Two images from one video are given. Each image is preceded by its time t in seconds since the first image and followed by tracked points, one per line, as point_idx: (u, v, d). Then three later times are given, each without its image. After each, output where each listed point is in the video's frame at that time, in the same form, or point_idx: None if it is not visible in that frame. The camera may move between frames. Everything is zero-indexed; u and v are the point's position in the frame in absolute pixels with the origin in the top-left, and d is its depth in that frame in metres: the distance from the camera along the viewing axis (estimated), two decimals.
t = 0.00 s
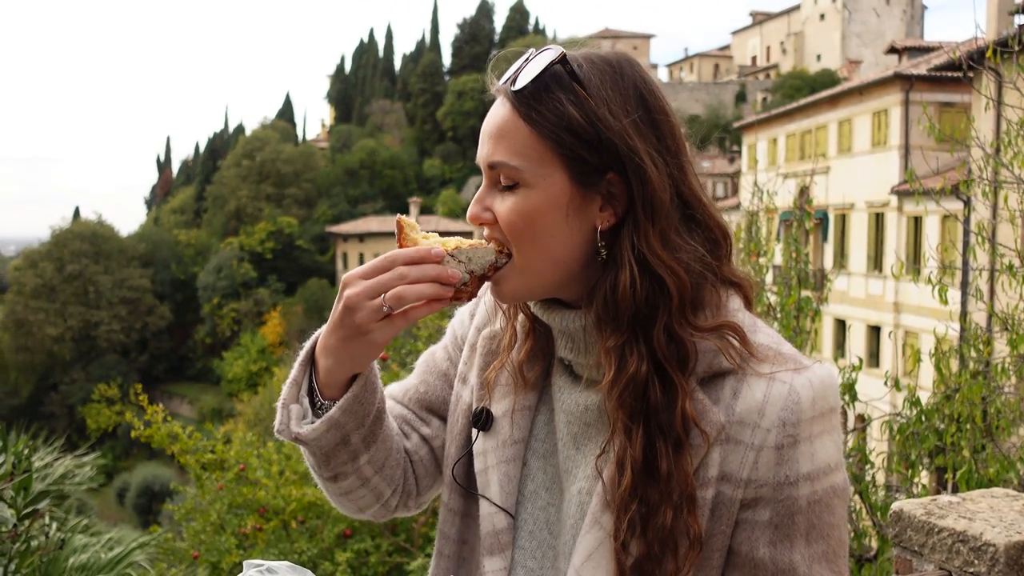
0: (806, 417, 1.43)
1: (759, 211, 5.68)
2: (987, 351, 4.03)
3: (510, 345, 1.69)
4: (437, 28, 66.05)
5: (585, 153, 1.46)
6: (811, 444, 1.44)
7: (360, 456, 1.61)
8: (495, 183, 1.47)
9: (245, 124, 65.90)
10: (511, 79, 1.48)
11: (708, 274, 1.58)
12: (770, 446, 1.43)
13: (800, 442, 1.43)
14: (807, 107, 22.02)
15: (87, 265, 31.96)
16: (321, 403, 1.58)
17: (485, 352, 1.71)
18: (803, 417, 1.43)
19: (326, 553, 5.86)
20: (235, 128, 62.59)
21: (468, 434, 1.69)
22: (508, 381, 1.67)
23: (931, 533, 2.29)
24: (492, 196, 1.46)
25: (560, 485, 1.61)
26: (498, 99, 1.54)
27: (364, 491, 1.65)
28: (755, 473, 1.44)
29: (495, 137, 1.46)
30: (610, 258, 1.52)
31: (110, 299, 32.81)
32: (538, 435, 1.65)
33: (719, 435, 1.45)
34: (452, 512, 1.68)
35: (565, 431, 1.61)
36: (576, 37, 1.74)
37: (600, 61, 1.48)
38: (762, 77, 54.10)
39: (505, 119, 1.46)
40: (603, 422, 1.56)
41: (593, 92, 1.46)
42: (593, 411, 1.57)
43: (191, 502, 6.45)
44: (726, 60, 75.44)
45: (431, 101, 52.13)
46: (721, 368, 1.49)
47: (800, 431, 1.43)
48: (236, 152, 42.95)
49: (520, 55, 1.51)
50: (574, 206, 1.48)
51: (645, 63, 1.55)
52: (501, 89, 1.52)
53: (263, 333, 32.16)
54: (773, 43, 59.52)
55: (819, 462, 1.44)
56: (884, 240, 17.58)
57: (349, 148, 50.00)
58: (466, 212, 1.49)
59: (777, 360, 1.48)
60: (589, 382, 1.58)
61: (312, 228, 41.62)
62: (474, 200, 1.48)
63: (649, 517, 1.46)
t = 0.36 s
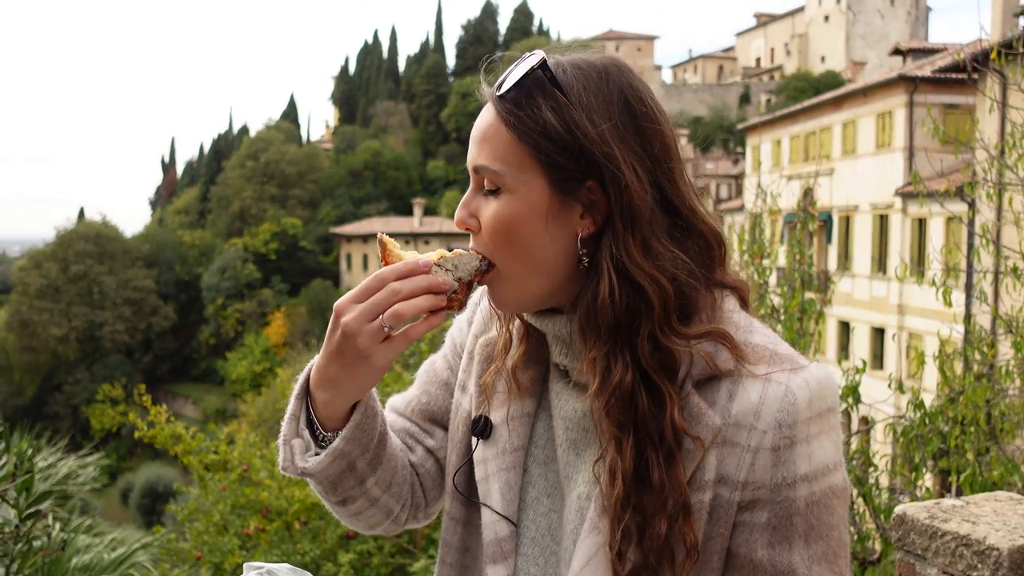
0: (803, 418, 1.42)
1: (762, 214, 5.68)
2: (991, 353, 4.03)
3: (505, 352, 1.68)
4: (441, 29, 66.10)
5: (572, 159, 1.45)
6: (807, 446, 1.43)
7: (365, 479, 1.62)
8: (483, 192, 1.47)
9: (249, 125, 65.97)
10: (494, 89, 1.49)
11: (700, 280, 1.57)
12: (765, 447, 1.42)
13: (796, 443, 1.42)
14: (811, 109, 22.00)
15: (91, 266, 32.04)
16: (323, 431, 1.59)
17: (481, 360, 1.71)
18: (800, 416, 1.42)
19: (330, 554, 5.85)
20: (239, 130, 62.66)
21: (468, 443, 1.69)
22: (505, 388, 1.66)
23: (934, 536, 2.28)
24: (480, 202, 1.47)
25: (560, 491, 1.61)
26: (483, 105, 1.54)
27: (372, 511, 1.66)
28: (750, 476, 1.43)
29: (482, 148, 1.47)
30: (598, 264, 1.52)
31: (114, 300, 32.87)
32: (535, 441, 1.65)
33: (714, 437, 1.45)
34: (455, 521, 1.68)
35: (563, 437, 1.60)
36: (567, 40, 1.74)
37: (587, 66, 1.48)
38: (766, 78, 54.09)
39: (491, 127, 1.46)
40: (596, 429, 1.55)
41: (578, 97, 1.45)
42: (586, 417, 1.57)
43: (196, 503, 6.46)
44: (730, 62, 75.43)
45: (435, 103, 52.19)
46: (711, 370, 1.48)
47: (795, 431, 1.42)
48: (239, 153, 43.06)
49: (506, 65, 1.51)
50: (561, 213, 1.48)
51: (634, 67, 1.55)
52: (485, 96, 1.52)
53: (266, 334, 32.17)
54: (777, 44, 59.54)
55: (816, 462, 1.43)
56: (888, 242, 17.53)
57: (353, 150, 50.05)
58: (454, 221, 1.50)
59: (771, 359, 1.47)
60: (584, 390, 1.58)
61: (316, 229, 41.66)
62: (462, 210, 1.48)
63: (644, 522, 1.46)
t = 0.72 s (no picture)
0: (799, 420, 1.41)
1: (766, 216, 5.66)
2: (995, 356, 4.05)
3: (501, 376, 1.69)
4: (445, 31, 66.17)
5: (558, 180, 1.45)
6: (806, 446, 1.42)
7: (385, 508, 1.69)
8: (466, 217, 1.48)
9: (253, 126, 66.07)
10: (469, 116, 1.50)
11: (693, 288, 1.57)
12: (763, 449, 1.42)
13: (792, 446, 1.41)
14: (814, 111, 21.99)
15: (95, 267, 32.10)
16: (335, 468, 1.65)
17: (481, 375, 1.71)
18: (796, 419, 1.41)
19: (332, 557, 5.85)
20: (243, 131, 62.73)
21: (471, 460, 1.71)
22: (503, 406, 1.67)
23: (937, 540, 2.27)
24: (464, 229, 1.47)
25: (564, 501, 1.63)
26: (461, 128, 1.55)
27: (402, 524, 1.73)
28: (748, 479, 1.43)
29: (456, 176, 1.47)
30: (588, 283, 1.52)
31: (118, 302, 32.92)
32: (535, 456, 1.66)
33: (710, 444, 1.44)
34: (467, 537, 1.71)
35: (565, 448, 1.62)
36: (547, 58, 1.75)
37: (568, 87, 1.49)
38: (769, 80, 54.09)
39: (470, 155, 1.46)
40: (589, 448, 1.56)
41: (565, 115, 1.47)
42: (582, 433, 1.57)
43: (198, 505, 6.45)
44: (734, 65, 75.50)
45: (438, 105, 52.24)
46: (704, 379, 1.47)
47: (793, 433, 1.41)
48: (243, 155, 43.13)
49: (485, 89, 1.52)
50: (554, 234, 1.48)
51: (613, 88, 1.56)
52: (462, 120, 1.54)
53: (270, 336, 32.17)
54: (780, 47, 59.61)
55: (817, 463, 1.42)
56: (892, 245, 17.52)
57: (357, 151, 50.12)
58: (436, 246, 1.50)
59: (767, 361, 1.46)
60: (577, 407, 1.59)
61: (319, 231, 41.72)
62: (447, 233, 1.48)
63: (643, 531, 1.47)
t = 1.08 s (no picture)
0: (783, 424, 1.40)
1: (767, 217, 5.65)
2: (998, 356, 4.05)
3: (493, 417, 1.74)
4: (447, 32, 66.27)
5: (508, 226, 1.46)
6: (792, 447, 1.40)
7: (426, 480, 1.73)
8: (427, 281, 1.48)
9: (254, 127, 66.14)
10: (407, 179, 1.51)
11: (661, 307, 1.57)
12: (746, 455, 1.41)
13: (778, 449, 1.40)
14: (816, 112, 22.00)
15: (97, 268, 32.12)
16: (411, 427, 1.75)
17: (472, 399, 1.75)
18: (779, 421, 1.40)
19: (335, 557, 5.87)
20: (245, 132, 62.77)
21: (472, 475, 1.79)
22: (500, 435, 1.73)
23: (942, 540, 2.26)
24: (427, 295, 1.48)
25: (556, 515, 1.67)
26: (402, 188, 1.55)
27: (414, 521, 1.76)
28: (736, 485, 1.43)
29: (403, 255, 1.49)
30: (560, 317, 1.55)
31: (120, 302, 32.94)
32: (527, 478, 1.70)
33: (693, 456, 1.44)
34: (481, 549, 1.79)
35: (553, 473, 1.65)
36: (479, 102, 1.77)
37: (498, 128, 1.50)
38: (771, 81, 54.15)
39: (407, 231, 1.48)
40: (567, 478, 1.60)
41: (501, 162, 1.47)
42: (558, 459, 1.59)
43: (200, 504, 6.45)
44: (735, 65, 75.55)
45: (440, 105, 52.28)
46: (677, 398, 1.48)
47: (776, 437, 1.40)
48: (245, 156, 43.19)
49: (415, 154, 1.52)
50: (517, 277, 1.49)
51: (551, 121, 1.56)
52: (402, 180, 1.54)
53: (271, 336, 32.21)
54: (782, 47, 59.65)
55: (804, 463, 1.40)
56: (894, 246, 17.50)
57: (358, 152, 50.16)
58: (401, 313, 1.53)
59: (747, 364, 1.45)
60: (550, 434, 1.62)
61: (321, 231, 41.77)
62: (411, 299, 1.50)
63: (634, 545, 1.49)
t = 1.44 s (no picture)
0: (791, 423, 1.37)
1: (771, 217, 5.65)
2: (1002, 356, 4.06)
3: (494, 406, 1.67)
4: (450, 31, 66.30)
5: (524, 216, 1.42)
6: (798, 448, 1.37)
7: (436, 454, 1.68)
8: (450, 273, 1.46)
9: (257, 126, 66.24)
10: (426, 170, 1.48)
11: (673, 301, 1.54)
12: (753, 454, 1.39)
13: (783, 449, 1.37)
14: (819, 112, 21.99)
15: (100, 267, 32.13)
16: (431, 389, 1.64)
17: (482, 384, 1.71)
18: (786, 421, 1.37)
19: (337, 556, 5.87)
20: (248, 131, 62.82)
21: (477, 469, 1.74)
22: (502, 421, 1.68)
23: (946, 540, 2.26)
24: (452, 286, 1.46)
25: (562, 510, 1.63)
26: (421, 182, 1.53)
27: (415, 503, 1.72)
28: (742, 483, 1.40)
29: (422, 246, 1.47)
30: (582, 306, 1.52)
31: (122, 301, 32.95)
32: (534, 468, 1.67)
33: (698, 454, 1.41)
34: (482, 528, 1.74)
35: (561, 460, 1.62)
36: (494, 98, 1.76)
37: (514, 123, 1.48)
38: (774, 80, 54.19)
39: (427, 220, 1.45)
40: (573, 472, 1.57)
41: (520, 157, 1.45)
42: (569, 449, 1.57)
43: (203, 503, 6.45)
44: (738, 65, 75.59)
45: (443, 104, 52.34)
46: (685, 396, 1.45)
47: (783, 436, 1.37)
48: (248, 155, 43.25)
49: (437, 143, 1.50)
50: (539, 267, 1.45)
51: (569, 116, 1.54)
52: (421, 174, 1.52)
53: (274, 335, 32.26)
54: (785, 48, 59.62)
55: (809, 464, 1.37)
56: (897, 246, 17.49)
57: (361, 152, 50.25)
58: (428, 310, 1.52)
59: (757, 363, 1.42)
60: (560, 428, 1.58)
61: (323, 231, 41.82)
62: (439, 289, 1.48)
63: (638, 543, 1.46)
